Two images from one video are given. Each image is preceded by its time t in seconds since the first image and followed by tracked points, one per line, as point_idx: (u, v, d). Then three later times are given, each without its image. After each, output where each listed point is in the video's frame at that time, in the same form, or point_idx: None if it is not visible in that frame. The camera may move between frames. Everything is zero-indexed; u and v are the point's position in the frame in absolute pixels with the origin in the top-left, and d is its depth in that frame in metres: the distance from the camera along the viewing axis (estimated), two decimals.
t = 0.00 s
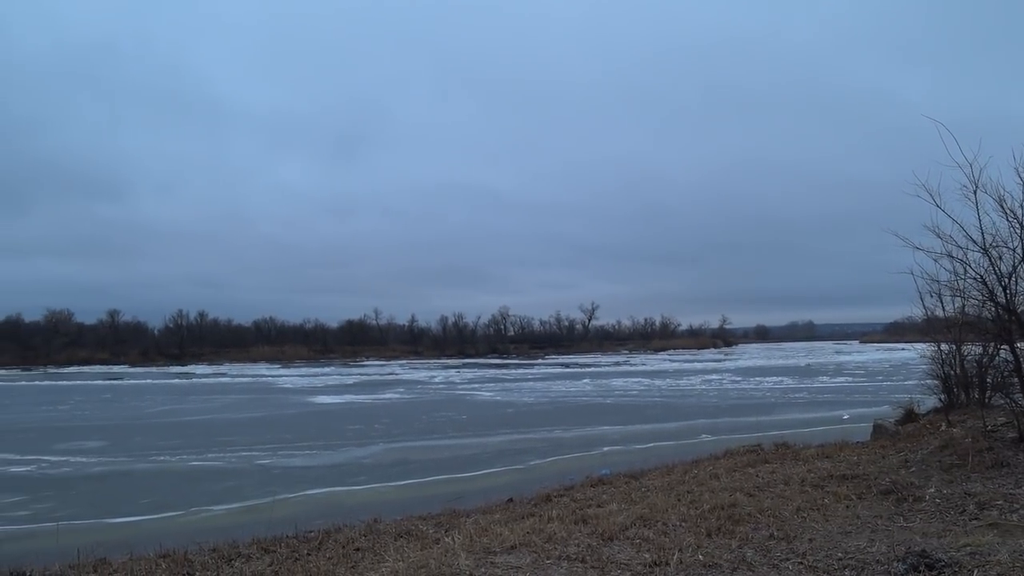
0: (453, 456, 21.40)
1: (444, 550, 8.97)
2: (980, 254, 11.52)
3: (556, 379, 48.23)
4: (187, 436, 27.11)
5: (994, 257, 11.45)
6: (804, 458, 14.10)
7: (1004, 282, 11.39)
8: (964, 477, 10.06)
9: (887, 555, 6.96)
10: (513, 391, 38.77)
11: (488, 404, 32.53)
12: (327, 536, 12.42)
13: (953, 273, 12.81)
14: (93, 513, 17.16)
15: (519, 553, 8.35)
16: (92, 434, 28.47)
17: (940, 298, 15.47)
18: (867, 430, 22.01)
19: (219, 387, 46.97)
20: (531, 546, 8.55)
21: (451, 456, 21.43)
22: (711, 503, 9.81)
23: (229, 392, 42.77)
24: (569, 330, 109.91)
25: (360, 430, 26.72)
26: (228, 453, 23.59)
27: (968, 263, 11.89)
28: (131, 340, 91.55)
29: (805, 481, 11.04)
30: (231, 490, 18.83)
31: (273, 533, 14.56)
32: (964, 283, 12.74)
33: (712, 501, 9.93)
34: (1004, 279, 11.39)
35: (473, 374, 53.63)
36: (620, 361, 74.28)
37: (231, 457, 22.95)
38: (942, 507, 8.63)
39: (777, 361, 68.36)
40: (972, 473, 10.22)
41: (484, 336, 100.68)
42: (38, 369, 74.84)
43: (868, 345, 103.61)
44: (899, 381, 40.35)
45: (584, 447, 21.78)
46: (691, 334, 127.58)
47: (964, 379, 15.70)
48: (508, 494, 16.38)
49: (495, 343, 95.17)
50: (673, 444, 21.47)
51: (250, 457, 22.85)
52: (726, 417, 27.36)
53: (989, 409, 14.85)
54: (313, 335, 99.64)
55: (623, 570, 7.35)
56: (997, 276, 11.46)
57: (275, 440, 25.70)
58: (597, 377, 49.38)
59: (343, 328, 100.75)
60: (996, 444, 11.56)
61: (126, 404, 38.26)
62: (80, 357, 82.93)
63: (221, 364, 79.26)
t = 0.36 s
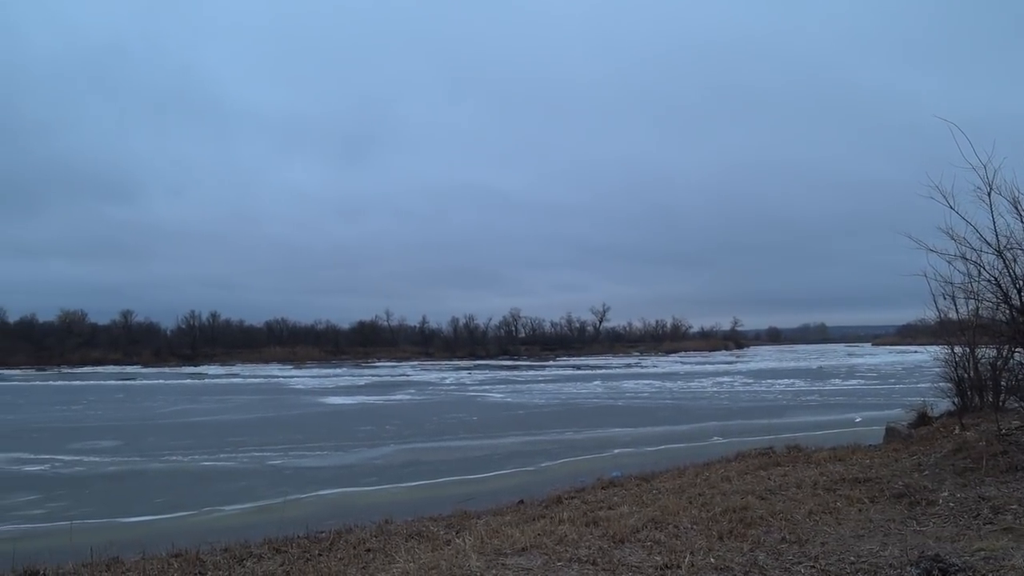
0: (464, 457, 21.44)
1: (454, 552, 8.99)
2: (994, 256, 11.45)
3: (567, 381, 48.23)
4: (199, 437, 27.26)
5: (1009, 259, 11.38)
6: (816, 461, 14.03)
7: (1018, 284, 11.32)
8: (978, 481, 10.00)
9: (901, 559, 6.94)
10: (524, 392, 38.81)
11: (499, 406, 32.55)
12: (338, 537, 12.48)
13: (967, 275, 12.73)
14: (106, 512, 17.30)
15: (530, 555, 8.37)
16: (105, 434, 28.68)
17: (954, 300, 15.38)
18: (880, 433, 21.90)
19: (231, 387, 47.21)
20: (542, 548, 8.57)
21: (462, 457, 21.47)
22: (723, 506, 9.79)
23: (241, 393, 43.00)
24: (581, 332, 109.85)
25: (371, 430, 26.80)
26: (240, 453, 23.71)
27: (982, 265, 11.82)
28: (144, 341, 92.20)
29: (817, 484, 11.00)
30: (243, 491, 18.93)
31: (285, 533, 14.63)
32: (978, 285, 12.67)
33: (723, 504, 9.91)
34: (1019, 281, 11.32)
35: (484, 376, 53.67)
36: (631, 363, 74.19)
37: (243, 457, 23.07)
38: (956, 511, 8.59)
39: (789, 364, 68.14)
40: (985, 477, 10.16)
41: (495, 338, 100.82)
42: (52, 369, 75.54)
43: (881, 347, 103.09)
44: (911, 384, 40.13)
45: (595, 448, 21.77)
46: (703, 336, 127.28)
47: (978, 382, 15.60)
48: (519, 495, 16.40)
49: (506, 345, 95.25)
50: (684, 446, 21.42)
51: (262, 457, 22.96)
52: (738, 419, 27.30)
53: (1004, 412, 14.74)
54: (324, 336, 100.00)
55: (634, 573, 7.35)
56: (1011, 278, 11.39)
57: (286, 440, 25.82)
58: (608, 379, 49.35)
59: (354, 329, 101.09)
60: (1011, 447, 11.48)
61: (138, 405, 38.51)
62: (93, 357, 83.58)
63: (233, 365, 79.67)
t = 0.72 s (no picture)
0: (477, 458, 21.47)
1: (467, 553, 9.03)
2: (1014, 259, 11.34)
3: (581, 382, 48.21)
4: (213, 436, 27.44)
5: None
6: (831, 464, 13.97)
7: None
8: (996, 486, 9.91)
9: (916, 564, 6.91)
10: (537, 394, 38.82)
11: (512, 407, 32.58)
12: (352, 537, 12.54)
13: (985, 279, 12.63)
14: (123, 511, 17.48)
15: (544, 557, 8.39)
16: (121, 433, 28.93)
17: (971, 303, 15.26)
18: (896, 437, 21.75)
19: (245, 388, 47.48)
20: (556, 550, 8.58)
21: (475, 458, 21.50)
22: (737, 509, 9.77)
23: (256, 393, 43.26)
24: (594, 334, 109.77)
25: (384, 431, 26.90)
26: (254, 453, 23.85)
27: (1000, 267, 11.72)
28: (160, 341, 92.93)
29: (833, 488, 10.94)
30: (256, 490, 19.06)
31: (298, 534, 14.72)
32: (996, 288, 12.55)
33: (737, 507, 9.90)
34: None
35: (497, 378, 53.70)
36: (644, 365, 74.03)
37: (257, 457, 23.21)
38: (973, 516, 8.53)
39: (803, 366, 67.83)
40: (1002, 482, 10.08)
41: (508, 339, 100.81)
42: (69, 368, 76.28)
43: (896, 350, 102.44)
44: (927, 387, 39.82)
45: (608, 450, 21.75)
46: (717, 339, 126.86)
47: (995, 386, 15.47)
48: (532, 497, 16.42)
49: (519, 346, 95.33)
50: (697, 448, 21.35)
51: (276, 457, 23.09)
52: (752, 422, 27.16)
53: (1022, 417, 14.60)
54: (339, 336, 100.49)
55: None
56: None
57: (300, 440, 25.95)
58: (621, 381, 49.26)
59: (368, 330, 101.44)
60: None
61: (154, 404, 38.82)
62: (110, 357, 84.34)
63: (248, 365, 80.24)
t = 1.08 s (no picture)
0: (490, 458, 21.49)
1: (480, 553, 9.05)
2: None
3: (594, 382, 48.17)
4: (228, 435, 27.58)
5: None
6: (846, 465, 13.90)
7: None
8: (1013, 487, 9.83)
9: (932, 566, 6.87)
10: (550, 394, 38.79)
11: (525, 407, 32.57)
12: (366, 536, 12.58)
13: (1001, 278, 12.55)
14: (139, 509, 17.61)
15: (557, 557, 8.40)
16: (137, 432, 29.12)
17: (988, 303, 15.14)
18: (912, 438, 21.61)
19: (260, 387, 47.70)
20: (569, 550, 8.59)
21: (488, 458, 21.53)
22: (751, 510, 9.74)
23: (270, 392, 43.47)
24: (608, 333, 109.64)
25: (398, 431, 26.97)
26: (268, 452, 23.97)
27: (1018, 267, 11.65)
28: (175, 341, 93.51)
29: (847, 489, 10.89)
30: (270, 489, 19.13)
31: (312, 533, 14.78)
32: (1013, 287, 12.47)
33: (752, 507, 9.86)
34: None
35: (511, 377, 53.69)
36: (658, 365, 73.87)
37: (271, 456, 23.33)
38: (990, 518, 8.47)
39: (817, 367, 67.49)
40: (1020, 483, 9.99)
41: (521, 339, 100.74)
42: (86, 367, 76.84)
43: (912, 350, 101.73)
44: (944, 388, 39.52)
45: (621, 450, 21.68)
46: (731, 339, 126.35)
47: (1012, 387, 15.34)
48: (546, 497, 16.42)
49: (533, 346, 95.36)
50: (711, 449, 21.28)
51: (290, 456, 23.20)
52: (766, 422, 27.04)
53: None
54: (352, 336, 100.85)
55: None
56: None
57: (314, 439, 26.05)
58: (634, 381, 49.15)
59: (381, 330, 101.72)
60: None
61: (169, 403, 39.05)
62: (126, 356, 84.98)
63: (263, 364, 80.64)
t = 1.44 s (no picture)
0: (505, 460, 21.50)
1: (495, 554, 9.07)
2: None
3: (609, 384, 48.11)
4: (244, 435, 27.77)
5: None
6: (864, 469, 13.80)
7: None
8: None
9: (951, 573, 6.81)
10: (565, 396, 38.78)
11: (540, 409, 32.56)
12: (380, 537, 12.64)
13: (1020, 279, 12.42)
14: (155, 508, 17.77)
15: (572, 559, 8.41)
16: (155, 431, 29.36)
17: (1008, 306, 14.97)
18: (930, 442, 21.41)
19: (276, 387, 47.97)
20: (584, 553, 8.58)
21: (503, 460, 21.55)
22: (768, 513, 9.68)
23: (286, 393, 43.70)
24: (623, 335, 109.46)
25: (413, 432, 27.03)
26: (285, 452, 24.10)
27: None
28: (192, 341, 94.21)
29: (865, 493, 10.81)
30: (286, 489, 19.25)
31: (327, 533, 14.86)
32: None
33: (768, 511, 9.82)
34: None
35: (526, 379, 53.71)
36: (675, 367, 73.67)
37: (287, 456, 23.46)
38: (1010, 524, 8.38)
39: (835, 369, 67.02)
40: None
41: (536, 341, 100.68)
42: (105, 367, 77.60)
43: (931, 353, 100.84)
44: (963, 392, 39.12)
45: (637, 453, 21.66)
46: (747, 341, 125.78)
47: None
48: (561, 499, 16.42)
49: (548, 348, 95.35)
50: (727, 452, 21.18)
51: (305, 456, 23.32)
52: (782, 425, 26.88)
53: None
54: (368, 337, 101.26)
55: None
56: None
57: (330, 440, 26.17)
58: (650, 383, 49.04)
59: (397, 331, 102.04)
60: None
61: (186, 403, 39.34)
62: (144, 356, 85.75)
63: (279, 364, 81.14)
